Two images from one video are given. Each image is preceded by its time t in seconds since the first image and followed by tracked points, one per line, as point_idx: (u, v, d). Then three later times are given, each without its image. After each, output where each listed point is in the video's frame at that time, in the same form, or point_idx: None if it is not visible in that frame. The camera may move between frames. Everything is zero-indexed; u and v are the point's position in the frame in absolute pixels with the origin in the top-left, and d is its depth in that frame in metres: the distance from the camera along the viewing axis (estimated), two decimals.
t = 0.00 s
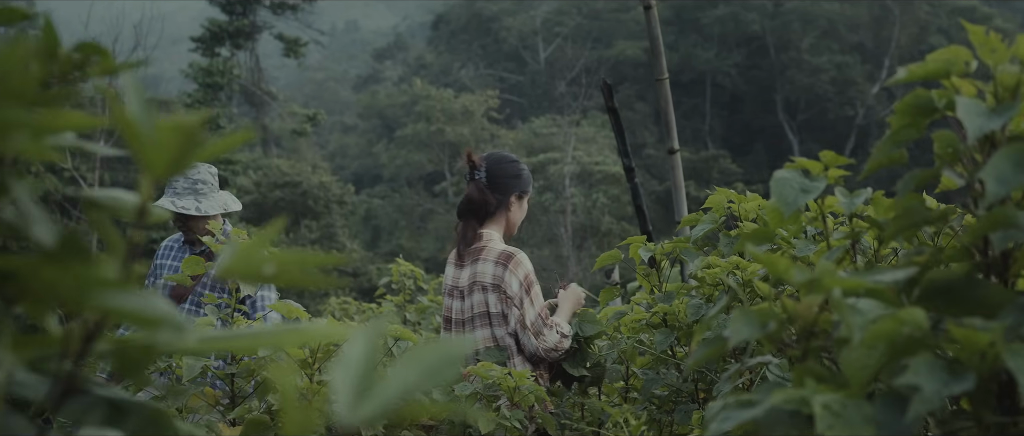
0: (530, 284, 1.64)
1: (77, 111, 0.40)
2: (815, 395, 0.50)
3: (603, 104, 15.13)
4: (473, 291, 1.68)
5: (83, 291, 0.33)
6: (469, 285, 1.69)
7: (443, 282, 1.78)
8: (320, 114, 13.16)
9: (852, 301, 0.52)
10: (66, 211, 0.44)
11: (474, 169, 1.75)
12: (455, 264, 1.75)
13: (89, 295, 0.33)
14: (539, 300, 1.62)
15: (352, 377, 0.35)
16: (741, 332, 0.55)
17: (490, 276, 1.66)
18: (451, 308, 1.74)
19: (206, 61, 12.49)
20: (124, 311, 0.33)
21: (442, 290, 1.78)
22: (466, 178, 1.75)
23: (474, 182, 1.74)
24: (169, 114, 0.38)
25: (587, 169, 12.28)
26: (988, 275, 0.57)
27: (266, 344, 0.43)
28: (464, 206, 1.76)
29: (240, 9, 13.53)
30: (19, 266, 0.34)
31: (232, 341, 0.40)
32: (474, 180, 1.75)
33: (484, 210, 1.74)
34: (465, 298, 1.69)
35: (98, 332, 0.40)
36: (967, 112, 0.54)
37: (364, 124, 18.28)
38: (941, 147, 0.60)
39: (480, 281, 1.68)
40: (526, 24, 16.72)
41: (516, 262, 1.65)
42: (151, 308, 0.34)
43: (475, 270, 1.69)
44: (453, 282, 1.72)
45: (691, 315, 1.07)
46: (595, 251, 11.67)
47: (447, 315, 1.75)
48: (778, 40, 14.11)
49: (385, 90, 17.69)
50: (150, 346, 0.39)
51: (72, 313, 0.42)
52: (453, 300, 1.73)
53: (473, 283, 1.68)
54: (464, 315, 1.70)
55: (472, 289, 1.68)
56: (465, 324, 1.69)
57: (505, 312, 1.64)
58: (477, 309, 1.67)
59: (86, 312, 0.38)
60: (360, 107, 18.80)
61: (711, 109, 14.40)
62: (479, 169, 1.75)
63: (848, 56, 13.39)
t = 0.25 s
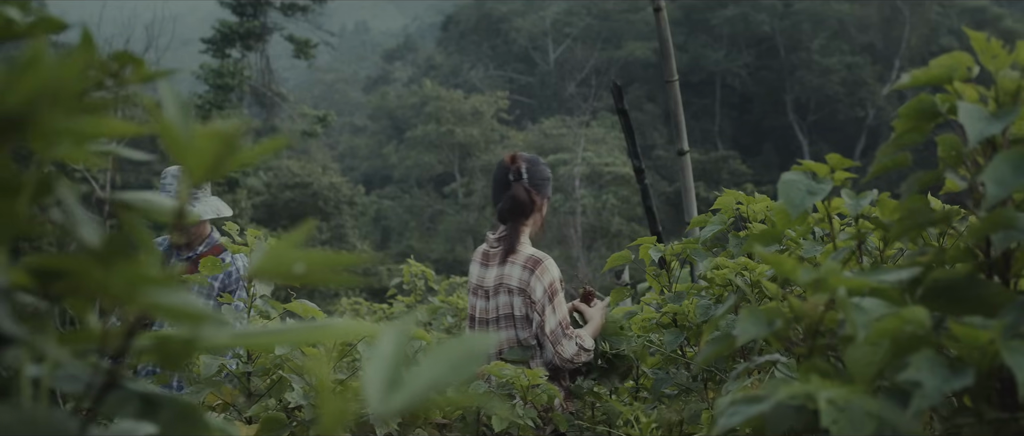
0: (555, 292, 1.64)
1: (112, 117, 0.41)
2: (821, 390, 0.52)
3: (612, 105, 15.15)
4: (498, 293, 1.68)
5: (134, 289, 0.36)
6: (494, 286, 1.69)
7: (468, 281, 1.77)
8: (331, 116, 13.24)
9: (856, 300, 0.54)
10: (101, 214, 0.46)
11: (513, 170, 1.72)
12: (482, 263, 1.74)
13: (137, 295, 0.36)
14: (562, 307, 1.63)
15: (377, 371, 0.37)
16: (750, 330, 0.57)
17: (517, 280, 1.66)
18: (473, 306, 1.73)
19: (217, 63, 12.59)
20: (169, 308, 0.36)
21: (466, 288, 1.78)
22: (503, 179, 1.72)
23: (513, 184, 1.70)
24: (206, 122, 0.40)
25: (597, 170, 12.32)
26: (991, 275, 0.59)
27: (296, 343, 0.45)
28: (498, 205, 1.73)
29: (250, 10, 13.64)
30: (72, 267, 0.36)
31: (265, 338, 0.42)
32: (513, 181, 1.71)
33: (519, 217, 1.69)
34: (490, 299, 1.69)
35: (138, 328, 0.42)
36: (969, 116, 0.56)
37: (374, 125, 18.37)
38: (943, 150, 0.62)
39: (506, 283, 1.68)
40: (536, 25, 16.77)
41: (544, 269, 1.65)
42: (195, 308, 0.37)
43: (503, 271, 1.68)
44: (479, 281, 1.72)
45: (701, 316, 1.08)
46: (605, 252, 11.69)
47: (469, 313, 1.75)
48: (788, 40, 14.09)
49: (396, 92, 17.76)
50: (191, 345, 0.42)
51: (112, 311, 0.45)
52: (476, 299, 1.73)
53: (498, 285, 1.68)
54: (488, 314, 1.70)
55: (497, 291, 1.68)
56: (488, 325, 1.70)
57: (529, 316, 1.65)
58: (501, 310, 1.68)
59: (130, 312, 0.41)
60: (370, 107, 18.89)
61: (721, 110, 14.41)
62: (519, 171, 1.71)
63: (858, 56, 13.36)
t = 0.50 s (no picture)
0: (574, 294, 1.63)
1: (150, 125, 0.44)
2: (828, 386, 0.54)
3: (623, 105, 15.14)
4: (520, 292, 1.71)
5: (178, 287, 0.39)
6: (518, 285, 1.72)
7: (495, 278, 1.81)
8: (342, 116, 13.29)
9: (863, 299, 0.56)
10: (136, 215, 0.48)
11: (544, 172, 1.74)
12: (508, 261, 1.77)
13: (180, 291, 0.39)
14: (581, 308, 1.61)
15: (403, 363, 0.40)
16: (759, 327, 0.59)
17: (538, 280, 1.68)
18: (497, 303, 1.77)
19: (229, 62, 12.66)
20: (210, 306, 0.39)
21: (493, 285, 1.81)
22: (534, 179, 1.74)
23: (544, 186, 1.73)
24: (239, 127, 0.43)
25: (609, 170, 12.37)
26: (995, 275, 0.61)
27: (323, 338, 0.47)
28: (527, 204, 1.76)
29: (262, 10, 13.71)
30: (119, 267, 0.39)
31: (293, 332, 0.45)
32: (545, 183, 1.73)
33: (549, 220, 1.72)
34: (513, 297, 1.72)
35: (175, 324, 0.44)
36: (972, 120, 0.57)
37: (385, 125, 18.42)
38: (950, 153, 0.63)
39: (529, 282, 1.70)
40: (546, 25, 16.78)
41: (565, 271, 1.66)
42: (232, 304, 0.40)
43: (527, 270, 1.71)
44: (504, 279, 1.75)
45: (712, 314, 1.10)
46: (615, 252, 11.69)
47: (493, 309, 1.79)
48: (799, 40, 14.06)
49: (406, 91, 17.81)
50: (224, 341, 0.44)
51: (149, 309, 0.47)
52: (500, 297, 1.76)
53: (521, 284, 1.71)
54: (510, 312, 1.73)
55: (520, 290, 1.71)
56: (509, 322, 1.73)
57: (548, 316, 1.67)
58: (521, 308, 1.70)
59: (168, 308, 0.43)
60: (381, 107, 18.95)
61: (732, 110, 14.39)
62: (550, 173, 1.74)
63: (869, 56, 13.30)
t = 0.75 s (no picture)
0: (608, 296, 1.63)
1: (184, 134, 0.46)
2: (833, 384, 0.55)
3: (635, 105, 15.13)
4: (549, 292, 1.70)
5: (210, 287, 0.42)
6: (547, 285, 1.70)
7: (519, 278, 1.79)
8: (355, 117, 13.33)
9: (869, 299, 0.57)
10: (166, 217, 0.51)
11: (581, 175, 1.75)
12: (536, 261, 1.75)
13: (213, 289, 0.42)
14: (614, 311, 1.61)
15: (422, 360, 0.42)
16: (767, 328, 0.61)
17: (572, 282, 1.67)
18: (523, 303, 1.75)
19: (242, 63, 12.73)
20: (241, 304, 0.42)
21: (516, 285, 1.79)
22: (569, 181, 1.74)
23: (579, 189, 1.73)
24: (265, 135, 0.45)
25: (620, 170, 12.34)
26: (998, 276, 0.62)
27: (341, 334, 0.48)
28: (557, 205, 1.75)
29: (275, 12, 13.78)
30: (157, 268, 0.42)
31: (317, 331, 0.47)
32: (581, 185, 1.74)
33: (583, 223, 1.72)
34: (543, 297, 1.70)
35: (205, 324, 0.47)
36: (975, 124, 0.59)
37: (397, 125, 18.47)
38: (954, 157, 0.65)
39: (560, 283, 1.69)
40: (559, 26, 16.79)
41: (601, 272, 1.65)
42: (262, 305, 0.42)
43: (559, 269, 1.70)
44: (533, 279, 1.73)
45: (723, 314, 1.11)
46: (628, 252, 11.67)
47: (517, 309, 1.77)
48: (812, 40, 14.01)
49: (419, 92, 17.85)
50: (253, 340, 0.46)
51: (178, 308, 0.49)
52: (526, 296, 1.74)
53: (552, 283, 1.70)
54: (537, 312, 1.70)
55: (549, 289, 1.69)
56: (536, 322, 1.71)
57: (579, 318, 1.66)
58: (549, 309, 1.69)
59: (200, 307, 0.46)
60: (393, 108, 19.00)
61: (745, 110, 14.36)
62: (587, 176, 1.74)
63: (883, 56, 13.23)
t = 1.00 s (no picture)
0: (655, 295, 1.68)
1: (203, 140, 0.47)
2: (835, 382, 0.56)
3: (646, 105, 15.11)
4: (594, 289, 1.70)
5: (231, 288, 0.43)
6: (591, 282, 1.70)
7: (544, 274, 1.76)
8: (367, 117, 13.37)
9: (871, 299, 0.58)
10: (186, 217, 0.52)
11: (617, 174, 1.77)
12: (569, 258, 1.74)
13: (234, 289, 0.44)
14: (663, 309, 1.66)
15: (437, 358, 0.43)
16: (771, 328, 0.62)
17: (621, 280, 1.68)
18: (555, 300, 1.73)
19: (255, 63, 12.82)
20: (261, 304, 0.43)
21: (539, 281, 1.76)
22: (606, 179, 1.75)
23: (617, 188, 1.76)
24: (284, 140, 0.47)
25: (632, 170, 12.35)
26: (1000, 278, 0.63)
27: (359, 333, 0.49)
28: (590, 202, 1.76)
29: (287, 12, 13.85)
30: (179, 268, 0.44)
31: (334, 329, 0.49)
32: (615, 184, 1.76)
33: (618, 223, 1.75)
34: (586, 294, 1.69)
35: (225, 324, 0.48)
36: (977, 128, 0.60)
37: (409, 125, 18.52)
38: (957, 160, 0.66)
39: (605, 280, 1.70)
40: (571, 26, 16.81)
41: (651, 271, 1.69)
42: (283, 304, 0.43)
43: (603, 266, 1.70)
44: (572, 276, 1.72)
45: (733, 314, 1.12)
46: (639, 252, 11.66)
47: (544, 306, 1.74)
48: (824, 40, 13.96)
49: (430, 92, 17.89)
50: (271, 337, 0.48)
51: (199, 308, 0.51)
52: (566, 293, 1.71)
53: (599, 281, 1.70)
54: (580, 310, 1.69)
55: (596, 287, 1.69)
56: (575, 319, 1.70)
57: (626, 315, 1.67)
58: (594, 306, 1.69)
59: (219, 304, 0.47)
60: (405, 108, 19.05)
61: (757, 110, 14.33)
62: (623, 177, 1.77)
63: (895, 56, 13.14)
